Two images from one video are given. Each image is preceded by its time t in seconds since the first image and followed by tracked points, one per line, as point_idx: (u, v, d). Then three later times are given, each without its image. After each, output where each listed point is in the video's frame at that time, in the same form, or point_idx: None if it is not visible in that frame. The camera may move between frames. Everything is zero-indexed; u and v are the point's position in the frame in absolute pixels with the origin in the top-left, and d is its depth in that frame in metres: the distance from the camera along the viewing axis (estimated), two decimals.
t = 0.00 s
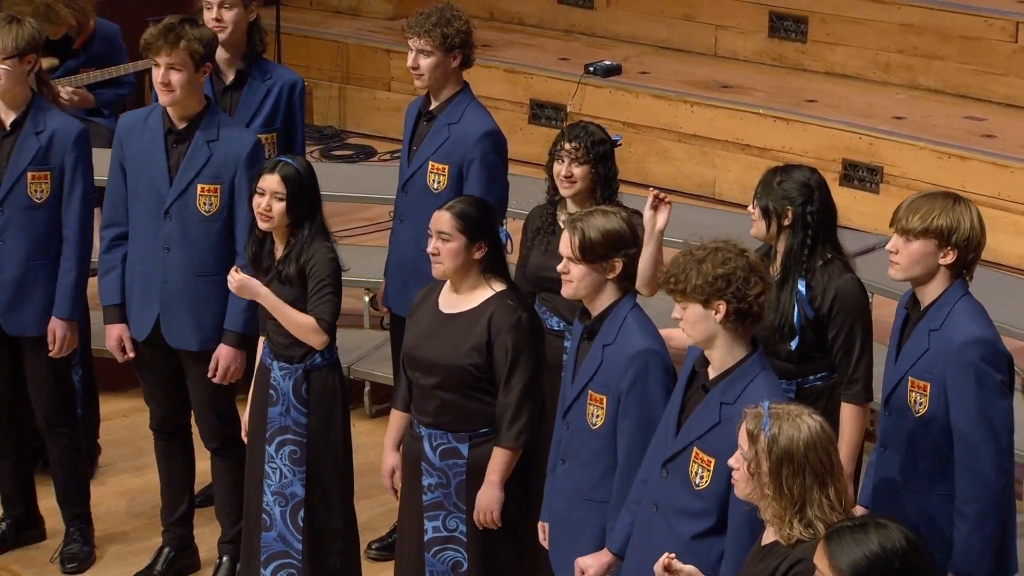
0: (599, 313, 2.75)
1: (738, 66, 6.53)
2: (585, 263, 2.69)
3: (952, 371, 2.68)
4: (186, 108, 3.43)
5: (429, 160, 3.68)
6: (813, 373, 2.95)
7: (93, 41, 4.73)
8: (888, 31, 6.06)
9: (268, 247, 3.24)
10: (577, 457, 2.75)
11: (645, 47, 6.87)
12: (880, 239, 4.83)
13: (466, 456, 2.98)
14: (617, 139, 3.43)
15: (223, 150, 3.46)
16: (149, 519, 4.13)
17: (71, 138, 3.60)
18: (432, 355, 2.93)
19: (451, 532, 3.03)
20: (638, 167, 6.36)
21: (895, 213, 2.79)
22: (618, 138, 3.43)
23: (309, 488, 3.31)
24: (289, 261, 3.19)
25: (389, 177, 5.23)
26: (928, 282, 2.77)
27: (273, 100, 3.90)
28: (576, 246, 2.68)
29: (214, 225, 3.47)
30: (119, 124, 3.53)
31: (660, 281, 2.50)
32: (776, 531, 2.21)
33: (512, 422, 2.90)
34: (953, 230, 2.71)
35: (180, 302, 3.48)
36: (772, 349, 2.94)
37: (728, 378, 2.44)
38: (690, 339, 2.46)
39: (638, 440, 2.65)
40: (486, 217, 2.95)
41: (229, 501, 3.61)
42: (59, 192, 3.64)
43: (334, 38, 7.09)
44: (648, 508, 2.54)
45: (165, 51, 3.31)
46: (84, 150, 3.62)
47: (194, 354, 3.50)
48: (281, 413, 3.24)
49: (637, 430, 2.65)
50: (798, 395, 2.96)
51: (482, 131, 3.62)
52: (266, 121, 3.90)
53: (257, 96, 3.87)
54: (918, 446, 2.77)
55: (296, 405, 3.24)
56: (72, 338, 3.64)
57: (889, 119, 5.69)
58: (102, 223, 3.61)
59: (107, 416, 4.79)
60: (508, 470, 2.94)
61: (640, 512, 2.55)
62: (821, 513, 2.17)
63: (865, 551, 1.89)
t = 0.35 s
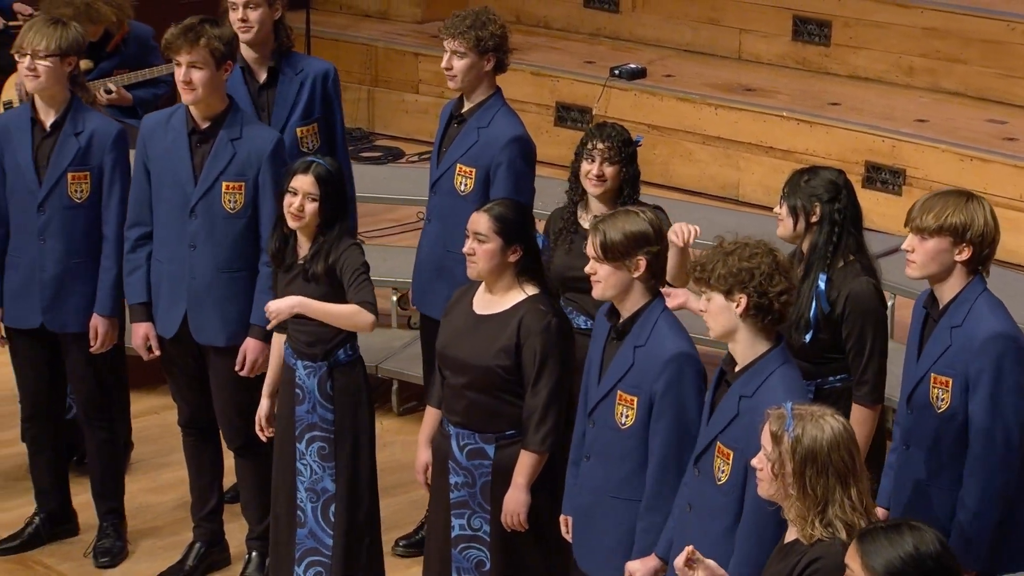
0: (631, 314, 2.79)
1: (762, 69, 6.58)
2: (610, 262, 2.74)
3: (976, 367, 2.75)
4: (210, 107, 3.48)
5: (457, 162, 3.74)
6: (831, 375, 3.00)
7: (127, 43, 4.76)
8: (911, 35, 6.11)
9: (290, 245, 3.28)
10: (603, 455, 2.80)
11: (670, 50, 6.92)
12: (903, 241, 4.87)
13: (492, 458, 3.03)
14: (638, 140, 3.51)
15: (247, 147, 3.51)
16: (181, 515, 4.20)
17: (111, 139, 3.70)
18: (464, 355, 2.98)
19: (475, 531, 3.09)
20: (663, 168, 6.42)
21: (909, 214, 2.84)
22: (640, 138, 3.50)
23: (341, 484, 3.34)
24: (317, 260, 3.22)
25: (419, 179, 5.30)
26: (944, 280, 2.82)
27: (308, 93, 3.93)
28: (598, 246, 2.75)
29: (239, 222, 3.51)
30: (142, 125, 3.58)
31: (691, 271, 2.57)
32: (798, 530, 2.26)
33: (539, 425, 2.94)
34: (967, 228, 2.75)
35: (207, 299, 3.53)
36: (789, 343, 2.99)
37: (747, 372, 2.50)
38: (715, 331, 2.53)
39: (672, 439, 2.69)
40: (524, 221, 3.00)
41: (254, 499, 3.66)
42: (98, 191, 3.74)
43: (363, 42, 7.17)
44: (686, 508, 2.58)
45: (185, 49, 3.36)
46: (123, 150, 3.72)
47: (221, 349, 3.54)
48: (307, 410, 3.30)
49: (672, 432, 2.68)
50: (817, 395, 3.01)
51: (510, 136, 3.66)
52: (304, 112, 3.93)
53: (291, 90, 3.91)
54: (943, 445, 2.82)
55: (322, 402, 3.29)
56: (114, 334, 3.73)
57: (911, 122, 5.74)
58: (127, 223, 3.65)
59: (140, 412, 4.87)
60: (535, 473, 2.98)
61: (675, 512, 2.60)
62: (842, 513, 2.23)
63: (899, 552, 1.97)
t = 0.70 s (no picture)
0: (655, 317, 2.83)
1: (784, 73, 6.63)
2: (630, 265, 2.79)
3: (994, 359, 2.81)
4: (235, 109, 3.54)
5: (482, 164, 3.79)
6: (853, 374, 3.08)
7: (157, 46, 4.77)
8: (931, 39, 6.14)
9: (317, 246, 3.33)
10: (626, 455, 2.85)
11: (693, 54, 6.98)
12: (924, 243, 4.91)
13: (512, 458, 3.08)
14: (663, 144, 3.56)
15: (273, 149, 3.56)
16: (211, 511, 4.26)
17: (150, 144, 3.79)
18: (487, 357, 3.04)
19: (492, 530, 3.14)
20: (685, 170, 6.47)
21: (925, 211, 2.91)
22: (663, 142, 3.57)
23: (365, 478, 3.39)
24: (352, 262, 3.27)
25: (445, 181, 5.37)
26: (961, 276, 2.90)
27: (344, 96, 3.98)
28: (620, 252, 2.80)
29: (264, 222, 3.58)
30: (169, 126, 3.64)
31: (715, 256, 2.64)
32: (814, 526, 2.32)
33: (555, 431, 2.98)
34: (983, 224, 2.83)
35: (232, 298, 3.59)
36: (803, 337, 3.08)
37: (756, 364, 2.58)
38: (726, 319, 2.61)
39: (700, 439, 2.74)
40: (553, 230, 3.06)
41: (280, 496, 3.71)
42: (136, 194, 3.83)
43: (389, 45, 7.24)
44: (718, 508, 2.63)
45: (209, 52, 3.43)
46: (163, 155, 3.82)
47: (248, 348, 3.60)
48: (333, 405, 3.34)
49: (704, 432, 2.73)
50: (838, 394, 3.09)
51: (534, 140, 3.71)
52: (342, 115, 3.98)
53: (330, 91, 3.96)
54: (959, 436, 2.87)
55: (348, 396, 3.34)
56: (146, 335, 3.79)
57: (931, 125, 5.77)
58: (150, 221, 3.71)
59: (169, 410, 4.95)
60: (553, 478, 3.02)
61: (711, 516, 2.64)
62: (859, 508, 2.29)
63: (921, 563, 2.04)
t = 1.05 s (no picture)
0: (675, 312, 2.90)
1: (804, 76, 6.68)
2: (655, 261, 2.85)
3: (1015, 358, 2.86)
4: (268, 112, 3.61)
5: (504, 169, 3.85)
6: (876, 373, 3.14)
7: (188, 50, 4.87)
8: (950, 43, 6.19)
9: (347, 246, 3.39)
10: (646, 452, 2.90)
11: (713, 57, 7.04)
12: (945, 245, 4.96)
13: (528, 453, 3.12)
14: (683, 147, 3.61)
15: (305, 152, 3.63)
16: (238, 507, 4.33)
17: (183, 147, 3.88)
18: (508, 355, 3.08)
19: (509, 524, 3.18)
20: (706, 172, 6.52)
21: (928, 218, 2.97)
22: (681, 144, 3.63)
23: (394, 474, 3.45)
24: (390, 269, 3.34)
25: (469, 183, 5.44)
26: (969, 280, 2.95)
27: (379, 103, 4.09)
28: (643, 246, 2.86)
29: (297, 225, 3.64)
30: (203, 130, 3.72)
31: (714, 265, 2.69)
32: (830, 516, 2.38)
33: (571, 427, 3.02)
34: (986, 227, 2.88)
35: (265, 298, 3.65)
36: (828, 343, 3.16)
37: (767, 360, 2.66)
38: (737, 323, 2.68)
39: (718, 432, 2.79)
40: (573, 231, 3.08)
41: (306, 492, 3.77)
42: (169, 195, 3.91)
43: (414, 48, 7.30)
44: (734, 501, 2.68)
45: (243, 55, 3.50)
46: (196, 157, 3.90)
47: (279, 347, 3.66)
48: (362, 404, 3.41)
49: (721, 427, 2.79)
50: (864, 391, 3.16)
51: (554, 144, 3.77)
52: (374, 122, 4.10)
53: (366, 97, 4.09)
54: (979, 432, 2.93)
55: (377, 395, 3.40)
56: (176, 334, 3.87)
57: (950, 128, 5.82)
58: (184, 224, 3.79)
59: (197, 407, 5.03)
60: (565, 474, 3.05)
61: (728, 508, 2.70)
62: (877, 499, 2.35)
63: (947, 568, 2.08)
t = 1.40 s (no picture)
0: (692, 312, 2.94)
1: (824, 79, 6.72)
2: (672, 262, 2.91)
3: None
4: (304, 112, 3.67)
5: (527, 170, 3.91)
6: (903, 373, 3.21)
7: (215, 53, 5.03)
8: (969, 47, 6.24)
9: (380, 249, 3.42)
10: (665, 450, 2.95)
11: (733, 62, 7.09)
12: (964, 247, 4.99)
13: (548, 447, 3.15)
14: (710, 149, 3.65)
15: (339, 153, 3.69)
16: (265, 504, 4.40)
17: (211, 147, 3.93)
18: (527, 349, 3.11)
19: (532, 519, 3.21)
20: (727, 175, 6.56)
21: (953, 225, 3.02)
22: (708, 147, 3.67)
23: (416, 470, 3.51)
24: (420, 274, 3.41)
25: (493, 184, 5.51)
26: (994, 287, 3.01)
27: (404, 110, 4.16)
28: (661, 247, 2.92)
29: (329, 225, 3.70)
30: (241, 129, 3.78)
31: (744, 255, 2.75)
32: (846, 514, 2.43)
33: (590, 416, 3.05)
34: (1011, 235, 2.93)
35: (297, 296, 3.71)
36: (861, 349, 3.23)
37: (782, 357, 2.70)
38: (755, 316, 2.72)
39: (733, 429, 2.85)
40: (588, 225, 3.12)
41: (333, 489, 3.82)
42: (198, 196, 3.96)
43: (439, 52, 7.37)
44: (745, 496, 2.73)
45: (280, 55, 3.58)
46: (222, 157, 3.95)
47: (309, 345, 3.73)
48: (386, 402, 3.47)
49: (735, 424, 2.84)
50: (889, 392, 3.22)
51: (575, 142, 3.84)
52: (395, 130, 4.17)
53: (393, 103, 4.16)
54: (992, 435, 2.98)
55: (402, 393, 3.46)
56: (206, 332, 3.93)
57: (969, 131, 5.87)
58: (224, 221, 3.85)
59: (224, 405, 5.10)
60: (585, 463, 3.08)
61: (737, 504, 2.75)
62: (892, 495, 2.41)
63: (961, 567, 2.14)
